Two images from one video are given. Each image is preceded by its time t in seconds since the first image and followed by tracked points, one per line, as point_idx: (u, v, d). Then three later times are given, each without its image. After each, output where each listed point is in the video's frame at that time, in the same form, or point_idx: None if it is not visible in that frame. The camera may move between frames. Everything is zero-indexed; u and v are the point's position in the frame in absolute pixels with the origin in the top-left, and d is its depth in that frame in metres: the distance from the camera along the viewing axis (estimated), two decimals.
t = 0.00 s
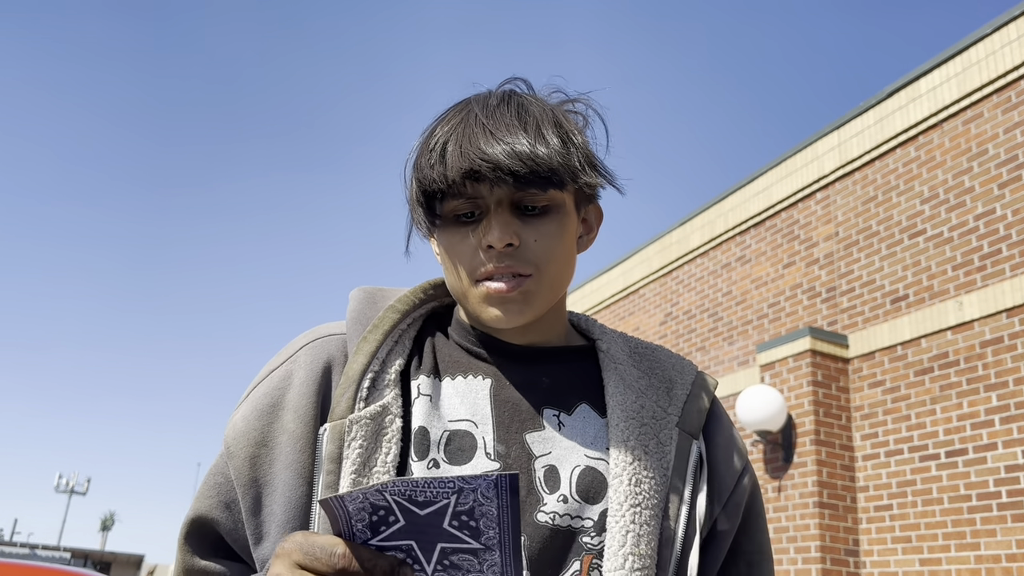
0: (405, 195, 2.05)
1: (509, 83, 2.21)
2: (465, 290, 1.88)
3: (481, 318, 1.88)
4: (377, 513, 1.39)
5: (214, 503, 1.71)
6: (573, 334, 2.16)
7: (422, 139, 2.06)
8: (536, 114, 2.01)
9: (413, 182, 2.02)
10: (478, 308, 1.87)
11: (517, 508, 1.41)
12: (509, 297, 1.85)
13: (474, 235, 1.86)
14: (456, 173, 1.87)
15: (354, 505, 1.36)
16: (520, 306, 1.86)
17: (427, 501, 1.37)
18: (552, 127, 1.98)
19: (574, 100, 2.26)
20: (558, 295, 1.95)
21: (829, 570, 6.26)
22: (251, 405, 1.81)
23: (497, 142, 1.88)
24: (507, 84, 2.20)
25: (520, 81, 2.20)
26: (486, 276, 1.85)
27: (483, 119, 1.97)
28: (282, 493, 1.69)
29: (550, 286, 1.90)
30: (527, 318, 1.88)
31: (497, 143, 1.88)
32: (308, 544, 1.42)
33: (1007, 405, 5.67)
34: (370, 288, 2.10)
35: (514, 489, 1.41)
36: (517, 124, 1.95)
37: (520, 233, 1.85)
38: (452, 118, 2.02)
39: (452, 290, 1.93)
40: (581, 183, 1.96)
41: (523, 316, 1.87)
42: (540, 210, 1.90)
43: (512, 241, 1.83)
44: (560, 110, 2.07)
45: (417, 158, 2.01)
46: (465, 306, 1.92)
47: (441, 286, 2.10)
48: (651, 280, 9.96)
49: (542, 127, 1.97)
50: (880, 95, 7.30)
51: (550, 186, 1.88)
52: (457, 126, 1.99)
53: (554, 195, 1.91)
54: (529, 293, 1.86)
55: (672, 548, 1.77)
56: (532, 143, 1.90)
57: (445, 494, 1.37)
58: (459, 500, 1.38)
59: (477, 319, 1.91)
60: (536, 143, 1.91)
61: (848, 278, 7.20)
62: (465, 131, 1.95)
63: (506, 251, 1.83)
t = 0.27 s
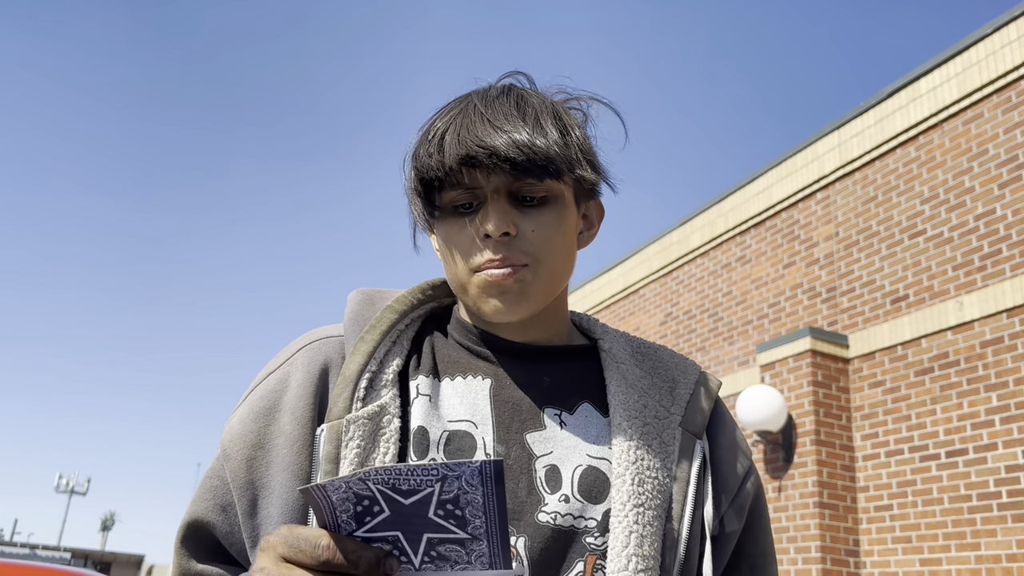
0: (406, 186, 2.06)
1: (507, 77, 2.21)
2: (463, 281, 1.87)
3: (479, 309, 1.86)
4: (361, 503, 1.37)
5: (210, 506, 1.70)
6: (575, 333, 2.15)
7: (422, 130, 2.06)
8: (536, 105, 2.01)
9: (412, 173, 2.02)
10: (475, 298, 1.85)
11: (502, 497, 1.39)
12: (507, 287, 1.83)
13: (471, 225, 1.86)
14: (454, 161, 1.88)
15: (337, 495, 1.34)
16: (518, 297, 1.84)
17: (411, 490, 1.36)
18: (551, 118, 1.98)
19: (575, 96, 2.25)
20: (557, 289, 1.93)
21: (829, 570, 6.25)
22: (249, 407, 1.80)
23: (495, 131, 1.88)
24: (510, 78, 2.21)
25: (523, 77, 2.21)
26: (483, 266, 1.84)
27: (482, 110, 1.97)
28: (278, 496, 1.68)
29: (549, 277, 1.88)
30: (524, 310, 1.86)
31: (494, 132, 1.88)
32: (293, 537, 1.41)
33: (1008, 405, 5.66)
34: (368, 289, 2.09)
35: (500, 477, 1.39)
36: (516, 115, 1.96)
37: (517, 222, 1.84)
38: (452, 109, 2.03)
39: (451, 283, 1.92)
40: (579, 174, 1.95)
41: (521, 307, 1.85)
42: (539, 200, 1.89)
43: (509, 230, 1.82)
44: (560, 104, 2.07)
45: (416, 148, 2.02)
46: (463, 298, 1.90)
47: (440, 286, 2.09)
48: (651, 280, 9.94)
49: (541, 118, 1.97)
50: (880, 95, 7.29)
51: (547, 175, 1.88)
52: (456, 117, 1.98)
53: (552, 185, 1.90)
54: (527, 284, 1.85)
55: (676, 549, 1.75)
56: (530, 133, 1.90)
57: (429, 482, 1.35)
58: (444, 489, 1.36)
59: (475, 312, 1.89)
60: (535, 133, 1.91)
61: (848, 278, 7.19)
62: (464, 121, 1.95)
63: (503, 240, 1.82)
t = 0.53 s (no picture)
0: (405, 181, 2.03)
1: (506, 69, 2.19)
2: (464, 276, 1.85)
3: (481, 304, 1.85)
4: (356, 496, 1.35)
5: (207, 506, 1.68)
6: (578, 329, 2.13)
7: (421, 122, 2.04)
8: (536, 96, 1.99)
9: (411, 166, 2.00)
10: (476, 293, 1.83)
11: (502, 491, 1.37)
12: (508, 280, 1.81)
13: (471, 218, 1.84)
14: (453, 153, 1.85)
15: (332, 487, 1.32)
16: (518, 290, 1.83)
17: (407, 482, 1.34)
18: (552, 109, 1.96)
19: (577, 87, 2.23)
20: (559, 283, 1.92)
21: (830, 570, 6.23)
22: (247, 405, 1.78)
23: (495, 122, 1.86)
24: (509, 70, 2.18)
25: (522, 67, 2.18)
26: (484, 260, 1.82)
27: (482, 101, 1.95)
28: (277, 494, 1.66)
29: (550, 271, 1.86)
30: (526, 304, 1.84)
31: (494, 124, 1.86)
32: (287, 531, 1.39)
33: (1008, 405, 5.64)
34: (368, 286, 2.07)
35: (499, 469, 1.36)
36: (516, 105, 1.93)
37: (518, 215, 1.82)
38: (451, 101, 2.00)
39: (451, 278, 1.90)
40: (580, 165, 1.93)
41: (521, 301, 1.83)
42: (540, 192, 1.87)
43: (511, 224, 1.80)
44: (561, 95, 2.05)
45: (415, 141, 1.99)
46: (464, 293, 1.88)
47: (441, 282, 2.07)
48: (651, 280, 9.93)
49: (541, 109, 1.95)
50: (880, 95, 7.27)
51: (548, 167, 1.86)
52: (456, 108, 1.97)
53: (553, 177, 1.88)
54: (529, 278, 1.83)
55: (683, 548, 1.73)
56: (530, 124, 1.88)
57: (426, 473, 1.33)
58: (441, 480, 1.34)
59: (476, 306, 1.87)
60: (535, 124, 1.89)
61: (848, 278, 7.17)
62: (463, 113, 1.93)
63: (505, 233, 1.80)
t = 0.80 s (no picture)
0: (400, 177, 2.01)
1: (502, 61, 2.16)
2: (460, 272, 1.82)
3: (478, 301, 1.82)
4: (341, 487, 1.32)
5: (202, 506, 1.65)
6: (578, 325, 2.10)
7: (415, 117, 2.02)
8: (531, 88, 1.96)
9: (406, 161, 1.97)
10: (473, 289, 1.81)
11: (486, 481, 1.33)
12: (506, 276, 1.78)
13: (467, 214, 1.81)
14: (448, 148, 1.83)
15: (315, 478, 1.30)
16: (517, 286, 1.80)
17: (392, 472, 1.30)
18: (547, 101, 1.93)
19: (574, 79, 2.21)
20: (558, 278, 1.89)
21: (830, 570, 6.20)
22: (240, 404, 1.75)
23: (489, 116, 1.84)
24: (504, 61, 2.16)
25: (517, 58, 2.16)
26: (481, 256, 1.79)
27: (476, 95, 1.93)
28: (273, 494, 1.64)
29: (549, 266, 1.84)
30: (524, 300, 1.82)
31: (489, 117, 1.84)
32: (271, 524, 1.37)
33: (1008, 405, 5.62)
34: (365, 282, 2.04)
35: (484, 458, 1.32)
36: (510, 98, 1.91)
37: (515, 210, 1.80)
38: (445, 95, 1.98)
39: (448, 274, 1.88)
40: (577, 158, 1.91)
41: (520, 297, 1.81)
42: (537, 186, 1.84)
43: (507, 219, 1.78)
44: (557, 87, 2.02)
45: (410, 136, 1.97)
46: (461, 290, 1.86)
47: (439, 278, 2.05)
48: (651, 281, 9.91)
49: (536, 102, 1.92)
50: (880, 95, 7.24)
51: (544, 160, 1.83)
52: (450, 102, 1.94)
53: (550, 170, 1.85)
54: (527, 273, 1.80)
55: (686, 546, 1.71)
56: (525, 117, 1.86)
57: (410, 463, 1.30)
58: (426, 470, 1.31)
59: (474, 303, 1.85)
60: (531, 117, 1.87)
61: (849, 278, 7.14)
62: (458, 106, 1.90)
63: (501, 228, 1.78)
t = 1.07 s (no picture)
0: (396, 177, 2.01)
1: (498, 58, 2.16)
2: (456, 272, 1.82)
3: (475, 301, 1.82)
4: (324, 493, 1.32)
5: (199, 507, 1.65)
6: (577, 324, 2.10)
7: (411, 116, 2.01)
8: (526, 86, 1.96)
9: (402, 162, 1.97)
10: (469, 290, 1.81)
11: (469, 489, 1.32)
12: (502, 276, 1.78)
13: (463, 214, 1.81)
14: (443, 148, 1.83)
15: (297, 485, 1.30)
16: (513, 285, 1.80)
17: (374, 478, 1.30)
18: (542, 99, 1.93)
19: (571, 76, 2.20)
20: (555, 277, 1.89)
21: (830, 571, 6.20)
22: (238, 406, 1.75)
23: (484, 115, 1.84)
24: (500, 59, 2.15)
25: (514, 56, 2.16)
26: (478, 256, 1.79)
27: (471, 93, 1.92)
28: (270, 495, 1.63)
29: (546, 265, 1.84)
30: (521, 300, 1.82)
31: (484, 116, 1.83)
32: (256, 529, 1.37)
33: (1008, 405, 5.62)
34: (363, 283, 2.04)
35: (466, 465, 1.31)
36: (505, 97, 1.91)
37: (511, 210, 1.80)
38: (440, 94, 1.98)
39: (445, 274, 1.88)
40: (573, 156, 1.90)
41: (516, 296, 1.81)
42: (533, 185, 1.84)
43: (503, 218, 1.78)
44: (552, 84, 2.02)
45: (405, 136, 1.97)
46: (458, 290, 1.86)
47: (438, 278, 2.05)
48: (652, 280, 9.90)
49: (531, 100, 1.92)
50: (880, 95, 7.24)
51: (539, 159, 1.83)
52: (445, 101, 1.94)
53: (545, 169, 1.85)
54: (523, 272, 1.80)
55: (686, 545, 1.71)
56: (520, 116, 1.85)
57: (392, 469, 1.30)
58: (408, 476, 1.31)
59: (472, 304, 1.85)
60: (526, 116, 1.86)
61: (849, 278, 7.14)
62: (453, 106, 1.90)
63: (497, 228, 1.78)
